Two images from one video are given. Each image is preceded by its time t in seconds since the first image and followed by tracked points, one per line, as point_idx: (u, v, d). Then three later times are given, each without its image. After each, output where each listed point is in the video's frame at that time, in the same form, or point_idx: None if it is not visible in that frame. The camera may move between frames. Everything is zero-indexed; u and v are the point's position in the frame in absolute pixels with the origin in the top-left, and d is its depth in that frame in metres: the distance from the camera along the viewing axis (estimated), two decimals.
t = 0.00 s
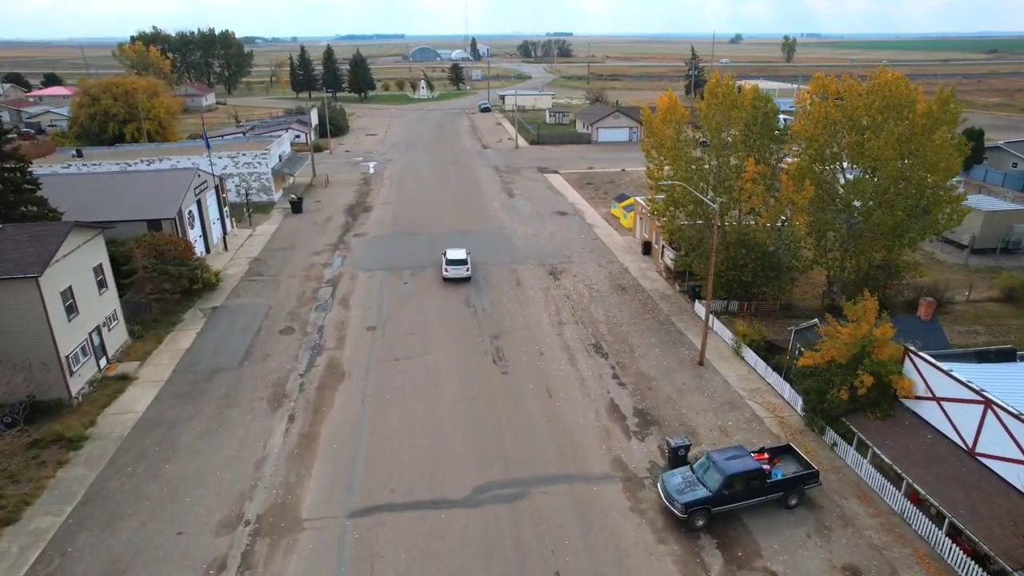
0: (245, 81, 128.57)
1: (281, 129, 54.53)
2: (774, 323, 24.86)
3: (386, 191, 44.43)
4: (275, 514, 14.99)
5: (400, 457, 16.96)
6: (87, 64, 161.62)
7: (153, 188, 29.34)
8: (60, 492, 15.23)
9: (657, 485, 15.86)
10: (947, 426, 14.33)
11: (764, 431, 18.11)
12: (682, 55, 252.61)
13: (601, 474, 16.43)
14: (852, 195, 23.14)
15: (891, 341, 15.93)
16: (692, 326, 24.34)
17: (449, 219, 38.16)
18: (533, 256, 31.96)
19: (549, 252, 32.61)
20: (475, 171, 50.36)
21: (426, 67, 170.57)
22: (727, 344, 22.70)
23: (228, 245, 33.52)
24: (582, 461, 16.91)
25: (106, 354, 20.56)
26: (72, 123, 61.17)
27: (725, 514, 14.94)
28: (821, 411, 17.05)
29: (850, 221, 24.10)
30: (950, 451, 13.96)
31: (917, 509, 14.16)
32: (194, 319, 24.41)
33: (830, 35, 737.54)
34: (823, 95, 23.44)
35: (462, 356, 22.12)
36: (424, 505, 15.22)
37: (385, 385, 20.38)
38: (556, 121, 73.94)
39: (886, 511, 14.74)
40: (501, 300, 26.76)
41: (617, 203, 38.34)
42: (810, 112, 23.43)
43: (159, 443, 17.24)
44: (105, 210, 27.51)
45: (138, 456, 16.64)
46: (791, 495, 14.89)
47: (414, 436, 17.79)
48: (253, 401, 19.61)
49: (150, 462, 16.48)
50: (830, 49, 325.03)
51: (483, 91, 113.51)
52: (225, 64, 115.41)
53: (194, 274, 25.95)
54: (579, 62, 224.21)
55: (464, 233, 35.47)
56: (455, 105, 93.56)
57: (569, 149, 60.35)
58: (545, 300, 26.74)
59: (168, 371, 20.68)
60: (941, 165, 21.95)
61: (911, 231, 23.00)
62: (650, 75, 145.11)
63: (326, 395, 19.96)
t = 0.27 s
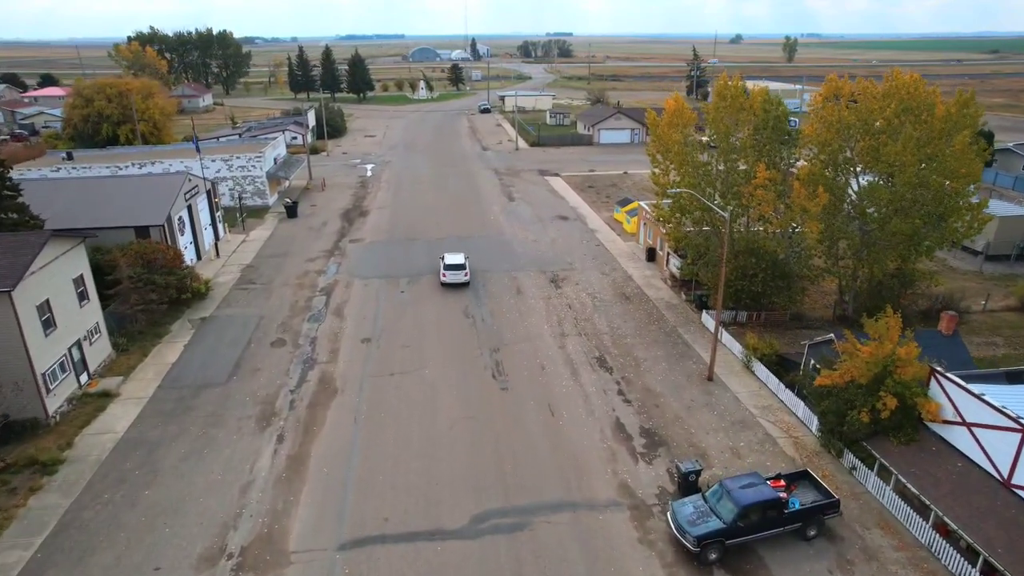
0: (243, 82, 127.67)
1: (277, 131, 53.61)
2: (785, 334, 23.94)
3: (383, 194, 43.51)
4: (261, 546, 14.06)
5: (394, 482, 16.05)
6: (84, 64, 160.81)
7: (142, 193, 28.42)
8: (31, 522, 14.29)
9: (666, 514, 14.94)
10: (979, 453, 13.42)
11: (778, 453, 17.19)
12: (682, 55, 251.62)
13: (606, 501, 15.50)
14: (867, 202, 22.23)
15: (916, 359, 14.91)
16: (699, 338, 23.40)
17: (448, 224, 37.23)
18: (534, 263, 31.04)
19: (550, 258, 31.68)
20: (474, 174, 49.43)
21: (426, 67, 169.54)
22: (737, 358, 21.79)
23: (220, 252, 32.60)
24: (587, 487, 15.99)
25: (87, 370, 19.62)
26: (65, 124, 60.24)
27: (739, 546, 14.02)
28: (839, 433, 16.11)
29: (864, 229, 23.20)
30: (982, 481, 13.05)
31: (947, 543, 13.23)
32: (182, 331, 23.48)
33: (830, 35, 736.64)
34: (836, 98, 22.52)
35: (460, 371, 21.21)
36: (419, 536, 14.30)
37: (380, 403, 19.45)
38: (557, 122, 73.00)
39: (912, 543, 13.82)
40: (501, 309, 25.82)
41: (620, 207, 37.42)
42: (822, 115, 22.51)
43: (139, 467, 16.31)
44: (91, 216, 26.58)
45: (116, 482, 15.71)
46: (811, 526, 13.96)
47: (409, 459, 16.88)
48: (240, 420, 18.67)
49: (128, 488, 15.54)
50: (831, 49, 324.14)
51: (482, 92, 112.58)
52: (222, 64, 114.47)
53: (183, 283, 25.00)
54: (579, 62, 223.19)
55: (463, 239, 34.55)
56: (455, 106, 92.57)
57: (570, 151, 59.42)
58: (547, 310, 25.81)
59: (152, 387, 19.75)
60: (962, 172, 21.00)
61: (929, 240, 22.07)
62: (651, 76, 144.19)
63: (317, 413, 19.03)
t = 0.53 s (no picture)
0: (242, 82, 126.90)
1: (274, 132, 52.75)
2: (795, 346, 23.07)
3: (381, 197, 42.64)
4: None
5: (388, 508, 15.18)
6: (83, 64, 160.11)
7: (131, 198, 27.56)
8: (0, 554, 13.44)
9: (676, 544, 14.07)
10: (1013, 481, 12.62)
11: (793, 475, 16.31)
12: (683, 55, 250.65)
13: (612, 529, 14.63)
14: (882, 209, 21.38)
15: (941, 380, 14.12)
16: (707, 350, 22.53)
17: (447, 228, 36.38)
18: (535, 269, 30.16)
19: (551, 265, 30.82)
20: (474, 176, 48.57)
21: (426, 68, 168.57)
22: (747, 372, 20.93)
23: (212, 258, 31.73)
24: (591, 513, 15.12)
25: (67, 385, 18.76)
26: (59, 126, 59.39)
27: None
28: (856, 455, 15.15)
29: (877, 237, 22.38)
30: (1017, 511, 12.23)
31: None
32: (170, 342, 22.60)
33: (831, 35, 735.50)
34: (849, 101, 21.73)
35: (458, 385, 20.35)
36: (413, 569, 13.43)
37: (375, 421, 18.59)
38: (558, 123, 72.09)
39: None
40: (501, 319, 24.95)
41: (622, 212, 36.56)
42: (835, 119, 21.73)
43: (118, 491, 15.45)
44: (78, 222, 25.73)
45: (93, 508, 14.84)
46: (832, 558, 13.05)
47: (404, 483, 16.01)
48: (227, 438, 17.81)
49: (106, 515, 14.68)
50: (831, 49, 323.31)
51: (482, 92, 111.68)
52: (221, 65, 113.60)
53: (171, 292, 24.13)
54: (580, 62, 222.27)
55: (462, 243, 33.71)
56: (454, 106, 91.69)
57: (571, 153, 58.55)
58: (548, 319, 24.95)
59: (136, 403, 18.90)
60: (982, 178, 20.14)
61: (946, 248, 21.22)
62: (652, 76, 143.26)
63: (308, 432, 18.17)
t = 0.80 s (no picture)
0: (240, 83, 126.10)
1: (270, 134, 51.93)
2: (806, 357, 22.24)
3: (379, 201, 41.84)
4: None
5: (382, 535, 14.38)
6: (81, 64, 159.64)
7: (120, 203, 26.76)
8: None
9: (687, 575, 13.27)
10: None
11: (808, 498, 15.48)
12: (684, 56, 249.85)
13: (619, 557, 13.83)
14: (897, 216, 20.59)
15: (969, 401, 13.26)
16: (715, 362, 21.74)
17: (446, 233, 35.58)
18: (536, 276, 29.35)
19: (553, 271, 30.02)
20: (474, 179, 47.77)
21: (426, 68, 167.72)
22: (757, 385, 20.12)
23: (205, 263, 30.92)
24: (596, 540, 14.31)
25: (48, 401, 17.97)
26: (53, 127, 58.59)
27: None
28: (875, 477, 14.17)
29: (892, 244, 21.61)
30: None
31: None
32: (158, 354, 21.80)
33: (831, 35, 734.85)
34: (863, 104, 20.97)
35: (457, 400, 19.53)
36: None
37: (369, 439, 17.80)
38: (559, 124, 71.29)
39: None
40: (501, 329, 24.15)
41: (625, 216, 35.76)
42: (848, 122, 20.98)
43: (97, 516, 14.65)
44: (64, 228, 24.91)
45: (70, 535, 14.04)
46: None
47: (399, 507, 15.22)
48: (214, 457, 17.01)
49: (83, 543, 13.88)
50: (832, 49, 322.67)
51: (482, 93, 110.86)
52: (219, 65, 112.80)
53: (160, 300, 23.32)
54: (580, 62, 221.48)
55: (461, 249, 32.92)
56: (454, 107, 90.87)
57: (572, 154, 57.75)
58: (550, 329, 24.15)
59: (121, 419, 18.11)
60: (1003, 184, 19.32)
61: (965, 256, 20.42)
62: (653, 76, 142.47)
63: (300, 450, 17.37)
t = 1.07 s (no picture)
0: (239, 83, 125.40)
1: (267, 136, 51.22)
2: (816, 368, 21.51)
3: (377, 204, 41.12)
4: None
5: (376, 562, 13.67)
6: (79, 65, 159.32)
7: (110, 208, 26.02)
8: None
9: None
10: None
11: (824, 520, 14.74)
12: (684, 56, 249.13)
13: None
14: (912, 223, 19.84)
15: (1000, 423, 12.40)
16: (723, 373, 21.01)
17: (445, 237, 34.87)
18: (537, 282, 28.64)
19: (554, 276, 29.29)
20: (473, 181, 47.05)
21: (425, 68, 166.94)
22: (767, 398, 19.41)
23: (198, 268, 30.18)
24: (602, 567, 13.57)
25: (30, 416, 17.24)
26: (48, 128, 57.86)
27: None
28: (897, 502, 13.45)
29: (906, 252, 20.87)
30: None
31: None
32: (146, 365, 21.07)
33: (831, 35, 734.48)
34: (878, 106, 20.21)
35: (456, 414, 18.81)
36: None
37: (364, 456, 17.07)
38: (559, 125, 70.54)
39: None
40: (502, 337, 23.44)
41: (628, 219, 35.06)
42: (861, 125, 20.23)
43: (77, 541, 13.91)
44: (52, 234, 24.19)
45: (47, 563, 13.30)
46: None
47: (394, 531, 14.50)
48: (202, 476, 16.27)
49: (60, 571, 13.14)
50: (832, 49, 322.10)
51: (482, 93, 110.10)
52: (217, 65, 112.02)
53: (149, 309, 22.58)
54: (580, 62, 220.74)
55: (461, 253, 32.21)
56: (454, 107, 90.14)
57: (573, 156, 57.03)
58: (552, 338, 23.42)
59: (105, 435, 17.38)
60: None
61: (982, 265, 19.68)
62: (654, 76, 141.64)
63: (291, 468, 16.62)
